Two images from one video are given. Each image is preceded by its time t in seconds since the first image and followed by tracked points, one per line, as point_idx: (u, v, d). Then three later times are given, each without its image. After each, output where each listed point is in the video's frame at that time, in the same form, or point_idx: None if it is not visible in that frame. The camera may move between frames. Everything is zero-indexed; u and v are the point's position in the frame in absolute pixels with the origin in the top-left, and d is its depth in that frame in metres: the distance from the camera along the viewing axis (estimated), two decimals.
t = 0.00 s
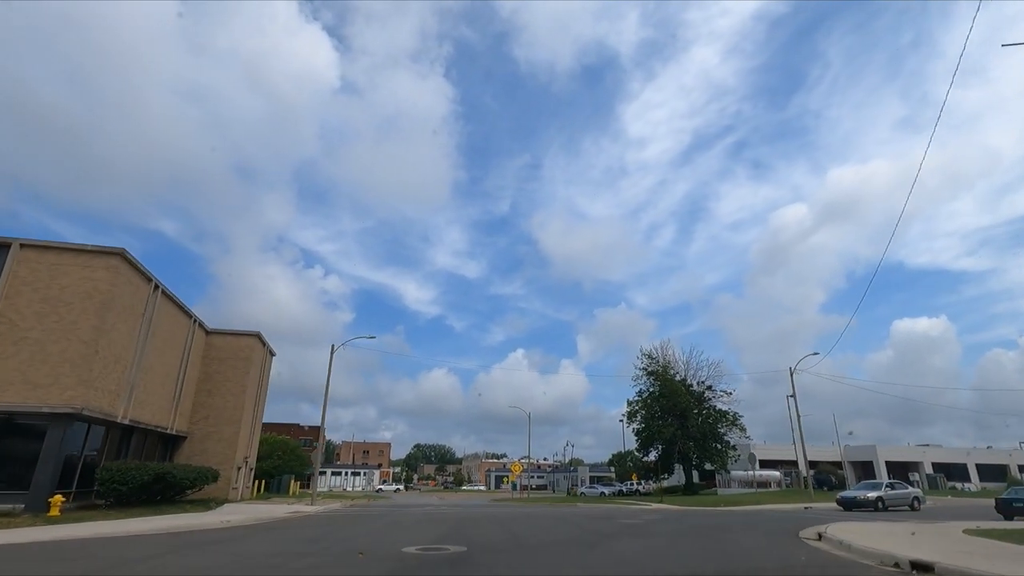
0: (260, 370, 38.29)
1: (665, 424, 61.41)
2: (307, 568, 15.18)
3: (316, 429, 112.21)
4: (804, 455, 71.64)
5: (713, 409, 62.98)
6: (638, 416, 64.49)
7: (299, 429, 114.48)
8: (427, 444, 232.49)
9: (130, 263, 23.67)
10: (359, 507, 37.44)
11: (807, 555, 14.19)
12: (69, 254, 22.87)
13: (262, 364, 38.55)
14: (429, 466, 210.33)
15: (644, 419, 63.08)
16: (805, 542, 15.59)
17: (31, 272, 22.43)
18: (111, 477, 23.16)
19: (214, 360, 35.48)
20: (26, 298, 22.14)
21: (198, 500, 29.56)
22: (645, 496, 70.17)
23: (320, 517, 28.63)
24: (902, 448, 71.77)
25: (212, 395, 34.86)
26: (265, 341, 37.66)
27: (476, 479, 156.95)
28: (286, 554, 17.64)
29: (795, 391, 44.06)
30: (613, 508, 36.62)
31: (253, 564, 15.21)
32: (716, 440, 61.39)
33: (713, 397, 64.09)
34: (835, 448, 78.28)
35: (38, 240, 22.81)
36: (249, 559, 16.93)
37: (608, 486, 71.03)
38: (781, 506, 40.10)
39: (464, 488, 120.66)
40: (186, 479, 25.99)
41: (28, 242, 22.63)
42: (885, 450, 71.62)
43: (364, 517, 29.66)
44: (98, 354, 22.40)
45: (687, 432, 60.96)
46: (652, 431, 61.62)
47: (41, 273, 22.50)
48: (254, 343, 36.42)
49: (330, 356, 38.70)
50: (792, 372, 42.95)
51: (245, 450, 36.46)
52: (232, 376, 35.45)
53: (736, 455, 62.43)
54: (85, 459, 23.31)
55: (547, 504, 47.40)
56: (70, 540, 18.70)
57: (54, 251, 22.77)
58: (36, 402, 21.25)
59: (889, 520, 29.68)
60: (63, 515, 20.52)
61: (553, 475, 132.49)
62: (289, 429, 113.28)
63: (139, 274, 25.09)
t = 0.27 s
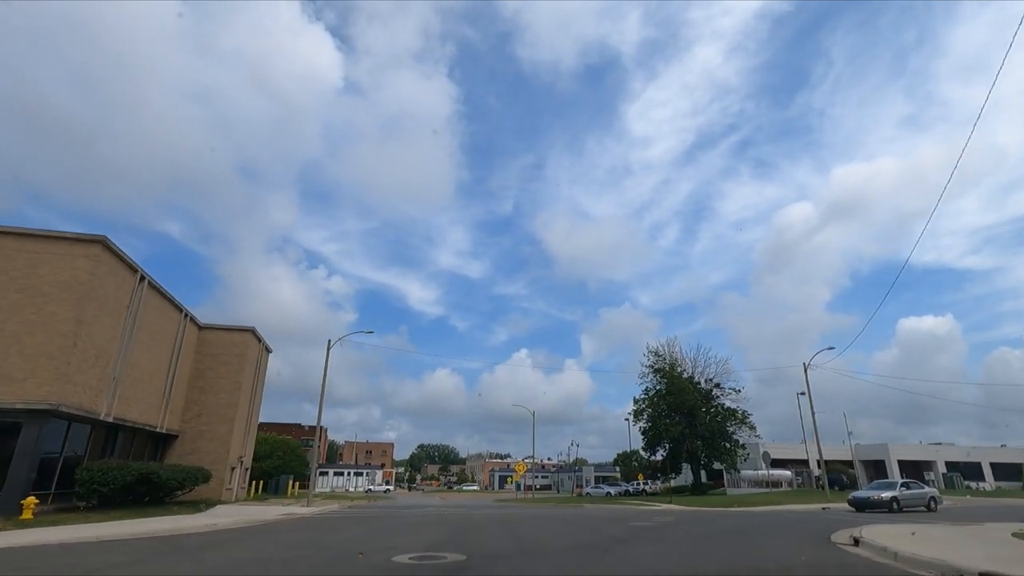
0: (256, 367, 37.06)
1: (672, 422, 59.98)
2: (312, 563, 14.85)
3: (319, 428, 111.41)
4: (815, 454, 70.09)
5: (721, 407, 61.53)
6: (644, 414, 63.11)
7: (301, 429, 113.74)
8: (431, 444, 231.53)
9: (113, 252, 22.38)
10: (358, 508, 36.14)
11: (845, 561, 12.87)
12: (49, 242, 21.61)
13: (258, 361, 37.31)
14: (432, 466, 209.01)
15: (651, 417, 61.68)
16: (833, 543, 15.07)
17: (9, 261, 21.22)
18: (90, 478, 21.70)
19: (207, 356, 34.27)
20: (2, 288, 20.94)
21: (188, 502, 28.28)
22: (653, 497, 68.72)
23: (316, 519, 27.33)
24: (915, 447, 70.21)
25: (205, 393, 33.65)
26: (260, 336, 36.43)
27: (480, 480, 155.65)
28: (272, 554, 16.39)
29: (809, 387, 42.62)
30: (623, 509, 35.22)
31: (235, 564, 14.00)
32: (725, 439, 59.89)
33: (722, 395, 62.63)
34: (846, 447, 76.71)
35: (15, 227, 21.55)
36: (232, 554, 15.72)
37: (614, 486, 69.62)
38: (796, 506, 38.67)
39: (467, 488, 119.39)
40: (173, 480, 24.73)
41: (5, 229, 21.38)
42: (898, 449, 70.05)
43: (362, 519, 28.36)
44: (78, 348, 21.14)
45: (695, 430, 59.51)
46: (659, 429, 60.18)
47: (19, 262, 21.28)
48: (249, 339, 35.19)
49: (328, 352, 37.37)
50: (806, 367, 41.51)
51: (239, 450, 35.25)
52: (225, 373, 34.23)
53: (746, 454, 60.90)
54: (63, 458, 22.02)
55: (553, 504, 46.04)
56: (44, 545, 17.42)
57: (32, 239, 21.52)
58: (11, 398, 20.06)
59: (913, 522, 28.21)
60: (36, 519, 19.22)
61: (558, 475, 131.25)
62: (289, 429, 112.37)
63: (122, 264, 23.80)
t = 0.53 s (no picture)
0: (251, 363, 35.72)
1: (681, 422, 58.43)
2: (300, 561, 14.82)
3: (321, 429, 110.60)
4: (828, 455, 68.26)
5: (732, 407, 59.93)
6: (652, 415, 61.60)
7: (303, 429, 112.89)
8: (435, 445, 230.30)
9: (93, 237, 21.07)
10: (356, 510, 34.67)
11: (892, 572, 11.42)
12: (24, 226, 20.31)
13: (254, 357, 35.96)
14: (437, 467, 207.63)
15: (659, 417, 60.16)
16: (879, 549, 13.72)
17: None
18: (67, 478, 20.27)
19: (200, 352, 32.96)
20: None
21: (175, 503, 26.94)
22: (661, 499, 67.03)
23: (309, 521, 25.86)
24: (930, 448, 68.44)
25: (196, 390, 32.33)
26: (255, 332, 35.09)
27: (484, 481, 154.24)
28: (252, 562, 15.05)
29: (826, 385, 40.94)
30: (633, 512, 33.58)
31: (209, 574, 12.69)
32: (735, 439, 58.30)
33: (731, 395, 61.05)
34: (859, 448, 74.83)
35: None
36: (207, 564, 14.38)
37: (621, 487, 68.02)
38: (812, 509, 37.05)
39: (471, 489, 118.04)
40: (157, 480, 23.43)
41: None
42: (912, 450, 68.29)
43: (358, 521, 26.87)
44: (53, 340, 19.83)
45: (705, 430, 57.94)
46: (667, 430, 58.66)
47: None
48: (243, 334, 33.86)
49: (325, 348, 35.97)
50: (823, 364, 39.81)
51: (233, 450, 33.91)
52: (218, 369, 32.90)
53: (757, 455, 59.25)
54: (38, 456, 20.73)
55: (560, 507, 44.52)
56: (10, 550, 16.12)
57: (6, 223, 20.23)
58: None
59: (943, 527, 26.49)
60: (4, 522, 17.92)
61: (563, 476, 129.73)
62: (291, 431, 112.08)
63: (104, 252, 22.49)
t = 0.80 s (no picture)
0: (244, 358, 34.28)
1: (691, 421, 56.76)
2: (302, 560, 14.80)
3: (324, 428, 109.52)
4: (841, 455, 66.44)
5: (743, 405, 58.23)
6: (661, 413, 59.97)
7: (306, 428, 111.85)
8: (440, 445, 229.08)
9: (66, 219, 19.67)
10: (355, 511, 33.19)
11: None
12: None
13: (247, 351, 34.55)
14: (441, 467, 206.35)
15: (668, 416, 58.53)
16: (931, 557, 13.23)
17: None
18: (38, 477, 18.56)
19: (191, 346, 31.54)
20: None
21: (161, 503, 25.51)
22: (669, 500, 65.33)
23: (302, 523, 24.34)
24: (947, 448, 66.57)
25: (187, 385, 30.90)
26: (249, 325, 33.65)
27: (489, 481, 152.77)
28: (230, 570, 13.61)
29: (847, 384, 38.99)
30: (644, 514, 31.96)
31: None
32: (746, 438, 56.60)
33: (742, 392, 59.35)
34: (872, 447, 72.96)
35: None
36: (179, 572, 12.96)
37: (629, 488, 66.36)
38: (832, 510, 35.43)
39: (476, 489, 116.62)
40: (138, 478, 22.01)
41: None
42: (928, 450, 66.42)
43: (354, 524, 25.37)
44: (22, 328, 18.41)
45: (715, 429, 56.24)
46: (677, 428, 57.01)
47: None
48: (236, 327, 32.43)
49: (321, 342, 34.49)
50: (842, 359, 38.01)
51: (227, 448, 32.48)
52: (210, 364, 31.47)
53: (769, 454, 57.50)
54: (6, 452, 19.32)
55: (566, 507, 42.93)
56: None
57: None
58: None
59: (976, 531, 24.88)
60: None
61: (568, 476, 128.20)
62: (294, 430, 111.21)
63: (81, 236, 21.10)
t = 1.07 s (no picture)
0: (236, 353, 32.73)
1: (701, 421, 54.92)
2: (304, 561, 15.24)
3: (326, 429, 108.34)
4: (856, 456, 64.45)
5: (755, 405, 56.38)
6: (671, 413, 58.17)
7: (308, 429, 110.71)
8: (444, 446, 227.46)
9: (34, 196, 18.15)
10: (351, 514, 31.56)
11: None
12: None
13: (239, 345, 33.01)
14: (445, 469, 204.56)
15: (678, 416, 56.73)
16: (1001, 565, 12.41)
17: None
18: None
19: (179, 340, 30.00)
20: None
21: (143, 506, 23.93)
22: (678, 502, 63.50)
23: (292, 528, 22.73)
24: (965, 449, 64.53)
25: (175, 382, 29.36)
26: (241, 319, 32.12)
27: (493, 483, 151.04)
28: None
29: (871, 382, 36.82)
30: (656, 518, 30.18)
31: None
32: (759, 439, 54.68)
33: (755, 392, 57.49)
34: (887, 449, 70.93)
35: None
36: None
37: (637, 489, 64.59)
38: (854, 514, 33.59)
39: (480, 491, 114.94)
40: (113, 479, 20.45)
41: None
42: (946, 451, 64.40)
43: (347, 529, 23.76)
44: None
45: (727, 429, 54.37)
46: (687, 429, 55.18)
47: None
48: (227, 321, 30.90)
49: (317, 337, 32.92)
50: (863, 354, 36.19)
51: (217, 447, 30.92)
52: (199, 359, 29.93)
53: (782, 456, 55.57)
54: None
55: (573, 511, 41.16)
56: None
57: None
58: None
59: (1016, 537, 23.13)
60: None
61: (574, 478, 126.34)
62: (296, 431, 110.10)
63: (52, 217, 19.59)
